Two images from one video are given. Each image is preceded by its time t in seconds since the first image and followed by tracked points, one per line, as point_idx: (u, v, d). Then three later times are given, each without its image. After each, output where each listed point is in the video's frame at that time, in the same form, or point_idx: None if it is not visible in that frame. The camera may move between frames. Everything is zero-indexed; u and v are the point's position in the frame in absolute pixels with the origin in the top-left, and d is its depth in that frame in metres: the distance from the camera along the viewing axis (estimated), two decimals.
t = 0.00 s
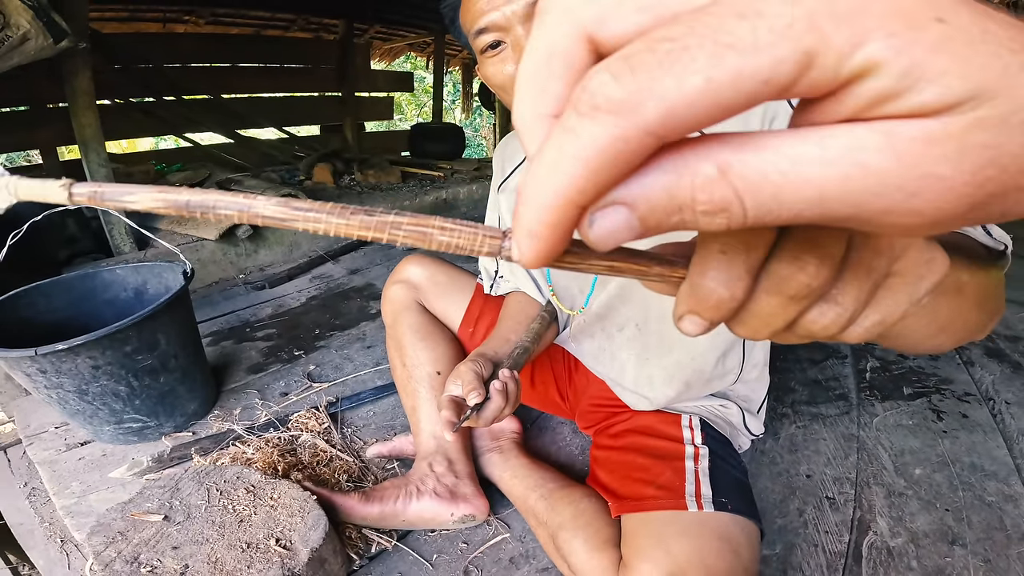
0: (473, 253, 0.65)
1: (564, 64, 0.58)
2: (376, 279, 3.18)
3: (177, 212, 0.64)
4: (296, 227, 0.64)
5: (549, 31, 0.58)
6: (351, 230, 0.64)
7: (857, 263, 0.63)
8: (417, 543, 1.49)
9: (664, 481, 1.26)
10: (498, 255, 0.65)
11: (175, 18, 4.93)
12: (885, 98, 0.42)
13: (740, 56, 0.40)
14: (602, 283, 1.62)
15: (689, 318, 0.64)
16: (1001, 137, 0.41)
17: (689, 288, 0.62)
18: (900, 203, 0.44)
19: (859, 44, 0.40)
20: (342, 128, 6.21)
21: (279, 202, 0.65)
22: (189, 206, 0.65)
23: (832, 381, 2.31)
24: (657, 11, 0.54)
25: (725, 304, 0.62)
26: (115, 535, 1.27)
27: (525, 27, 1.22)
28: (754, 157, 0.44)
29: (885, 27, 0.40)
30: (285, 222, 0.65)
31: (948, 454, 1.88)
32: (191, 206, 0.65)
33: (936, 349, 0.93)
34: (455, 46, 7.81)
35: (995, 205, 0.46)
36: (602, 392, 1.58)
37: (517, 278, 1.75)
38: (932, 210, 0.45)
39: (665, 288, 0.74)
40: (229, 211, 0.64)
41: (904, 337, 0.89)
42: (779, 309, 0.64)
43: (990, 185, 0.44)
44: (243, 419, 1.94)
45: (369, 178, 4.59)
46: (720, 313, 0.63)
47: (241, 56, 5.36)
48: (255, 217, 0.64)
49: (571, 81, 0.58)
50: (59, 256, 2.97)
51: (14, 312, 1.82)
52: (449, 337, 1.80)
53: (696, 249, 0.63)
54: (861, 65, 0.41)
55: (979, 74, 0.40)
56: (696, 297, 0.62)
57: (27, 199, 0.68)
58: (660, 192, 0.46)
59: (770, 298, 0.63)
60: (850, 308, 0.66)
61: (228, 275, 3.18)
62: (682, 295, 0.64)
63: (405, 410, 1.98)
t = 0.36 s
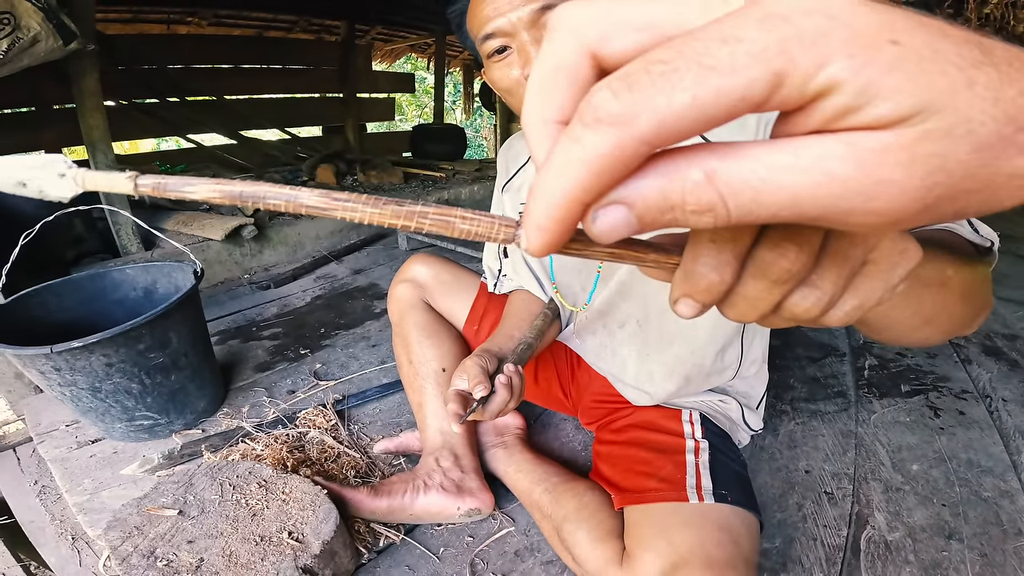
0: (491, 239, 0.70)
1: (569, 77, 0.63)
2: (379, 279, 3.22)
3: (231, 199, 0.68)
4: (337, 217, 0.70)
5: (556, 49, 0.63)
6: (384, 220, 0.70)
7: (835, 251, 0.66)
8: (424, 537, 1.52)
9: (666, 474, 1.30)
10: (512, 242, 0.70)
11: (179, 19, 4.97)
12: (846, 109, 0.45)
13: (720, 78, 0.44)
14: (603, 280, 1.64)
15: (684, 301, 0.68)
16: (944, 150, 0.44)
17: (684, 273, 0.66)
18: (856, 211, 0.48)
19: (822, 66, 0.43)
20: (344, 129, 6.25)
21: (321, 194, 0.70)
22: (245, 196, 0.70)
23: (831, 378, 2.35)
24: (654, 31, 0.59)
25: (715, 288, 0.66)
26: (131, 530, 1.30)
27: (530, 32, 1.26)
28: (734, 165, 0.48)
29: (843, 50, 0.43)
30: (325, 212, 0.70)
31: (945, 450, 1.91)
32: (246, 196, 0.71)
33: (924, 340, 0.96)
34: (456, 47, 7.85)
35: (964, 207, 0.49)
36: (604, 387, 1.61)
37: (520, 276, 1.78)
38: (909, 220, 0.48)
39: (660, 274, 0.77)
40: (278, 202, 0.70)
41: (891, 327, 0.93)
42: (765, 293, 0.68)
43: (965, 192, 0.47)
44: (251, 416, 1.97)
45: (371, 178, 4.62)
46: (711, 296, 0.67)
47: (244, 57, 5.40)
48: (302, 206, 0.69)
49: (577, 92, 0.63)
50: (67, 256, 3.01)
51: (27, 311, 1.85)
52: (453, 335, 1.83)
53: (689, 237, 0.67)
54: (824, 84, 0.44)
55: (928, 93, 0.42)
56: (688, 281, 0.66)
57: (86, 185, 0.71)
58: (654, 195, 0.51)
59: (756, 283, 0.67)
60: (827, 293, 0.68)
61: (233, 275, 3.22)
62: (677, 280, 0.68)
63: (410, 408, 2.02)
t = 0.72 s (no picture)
0: (489, 239, 0.72)
1: (566, 86, 0.65)
2: (381, 279, 3.24)
3: (246, 200, 0.70)
4: (345, 217, 0.72)
5: (552, 56, 0.65)
6: (389, 219, 0.72)
7: (818, 250, 0.68)
8: (425, 534, 1.54)
9: (664, 471, 1.31)
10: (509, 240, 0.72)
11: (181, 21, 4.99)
12: (816, 121, 0.48)
13: (699, 92, 0.47)
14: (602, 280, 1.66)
15: (674, 298, 0.69)
16: (907, 160, 0.47)
17: (673, 271, 0.68)
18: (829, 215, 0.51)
19: (790, 79, 0.47)
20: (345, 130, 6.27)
21: (330, 196, 0.72)
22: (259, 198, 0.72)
23: (829, 377, 2.36)
24: (647, 45, 0.61)
25: (703, 285, 0.68)
26: (138, 527, 1.32)
27: (530, 36, 1.28)
28: (714, 171, 0.50)
29: (810, 67, 0.46)
30: (334, 212, 0.72)
31: (943, 448, 1.93)
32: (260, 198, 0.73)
33: (916, 338, 0.98)
34: (456, 48, 7.87)
35: (942, 208, 0.51)
36: (603, 387, 1.63)
37: (520, 277, 1.80)
38: (885, 218, 0.51)
39: (652, 274, 0.79)
40: (290, 202, 0.72)
41: (882, 325, 0.95)
42: (751, 291, 0.69)
43: (934, 193, 0.50)
44: (254, 416, 1.99)
45: (372, 179, 4.64)
46: (700, 292, 0.68)
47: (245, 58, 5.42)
48: (312, 206, 0.71)
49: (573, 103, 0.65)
50: (70, 257, 3.03)
51: (32, 311, 1.87)
52: (454, 334, 1.85)
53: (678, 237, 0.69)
54: (793, 97, 0.47)
55: (887, 106, 0.46)
56: (678, 278, 0.68)
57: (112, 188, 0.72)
58: (638, 197, 0.53)
59: (743, 280, 0.69)
60: (811, 290, 0.70)
61: (235, 276, 3.24)
62: (667, 277, 0.70)
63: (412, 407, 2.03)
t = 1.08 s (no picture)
0: (499, 245, 0.75)
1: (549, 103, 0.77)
2: (382, 280, 3.25)
3: (264, 207, 0.72)
4: (359, 224, 0.74)
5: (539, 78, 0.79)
6: (402, 225, 0.74)
7: (814, 253, 0.69)
8: (427, 531, 1.56)
9: (664, 469, 1.33)
10: (517, 247, 0.75)
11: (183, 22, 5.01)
12: (704, 86, 0.55)
13: (602, 62, 0.59)
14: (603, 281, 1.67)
15: (676, 300, 0.70)
16: (800, 96, 0.51)
17: (674, 274, 0.69)
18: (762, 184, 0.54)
19: (668, 54, 0.56)
20: (345, 130, 6.28)
21: (345, 203, 0.74)
22: (276, 204, 0.73)
23: (828, 377, 2.38)
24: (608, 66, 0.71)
25: (704, 288, 0.69)
26: (143, 526, 1.34)
27: (532, 39, 1.30)
28: (643, 147, 0.54)
29: (688, 41, 0.55)
30: (349, 219, 0.74)
31: (941, 448, 1.94)
32: (277, 203, 0.75)
33: (910, 338, 0.99)
34: (457, 48, 7.88)
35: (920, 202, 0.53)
36: (604, 386, 1.65)
37: (522, 277, 1.82)
38: (820, 180, 0.54)
39: (654, 278, 0.81)
40: (306, 208, 0.73)
41: (877, 325, 0.97)
42: (750, 293, 0.71)
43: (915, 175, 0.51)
44: (258, 415, 2.01)
45: (373, 180, 4.65)
46: (701, 295, 0.69)
47: (247, 59, 5.44)
48: (327, 213, 0.73)
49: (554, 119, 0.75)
50: (73, 258, 3.04)
51: (36, 312, 1.89)
52: (456, 334, 1.87)
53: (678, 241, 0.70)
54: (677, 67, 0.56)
55: (756, 57, 0.52)
56: (680, 281, 0.69)
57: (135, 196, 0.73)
58: (585, 180, 0.55)
59: (741, 283, 0.70)
60: (809, 292, 0.72)
61: (237, 277, 3.26)
62: (668, 280, 0.71)
63: (413, 406, 2.05)
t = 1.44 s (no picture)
0: (509, 247, 0.77)
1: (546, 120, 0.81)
2: (384, 279, 3.26)
3: (283, 211, 0.73)
4: (375, 226, 0.76)
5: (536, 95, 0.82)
6: (416, 228, 0.76)
7: (813, 253, 0.70)
8: (430, 529, 1.57)
9: (664, 467, 1.34)
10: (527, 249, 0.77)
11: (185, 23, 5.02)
12: (674, 116, 0.58)
13: (580, 99, 0.62)
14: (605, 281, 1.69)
15: (679, 300, 0.72)
16: (757, 124, 0.53)
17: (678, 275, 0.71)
18: (729, 210, 0.56)
19: (637, 86, 0.58)
20: (347, 131, 6.30)
21: (361, 206, 0.76)
22: (294, 207, 0.75)
23: (829, 376, 2.39)
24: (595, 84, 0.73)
25: (707, 288, 0.71)
26: (150, 523, 1.35)
27: (535, 41, 1.31)
28: (620, 185, 0.56)
29: (655, 73, 0.57)
30: (365, 222, 0.76)
31: (940, 447, 1.95)
32: (295, 208, 0.76)
33: (907, 338, 1.01)
34: (458, 48, 7.89)
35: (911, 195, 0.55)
36: (606, 384, 1.66)
37: (525, 277, 1.84)
38: (786, 203, 0.56)
39: (658, 278, 0.82)
40: (323, 212, 0.75)
41: (874, 324, 0.98)
42: (751, 293, 0.72)
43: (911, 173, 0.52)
44: (261, 413, 2.02)
45: (375, 180, 4.66)
46: (704, 295, 0.71)
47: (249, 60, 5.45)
48: (344, 216, 0.75)
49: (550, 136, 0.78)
50: (76, 258, 3.06)
51: (42, 312, 1.91)
52: (458, 333, 1.88)
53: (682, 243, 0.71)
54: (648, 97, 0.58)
55: (716, 86, 0.54)
56: (682, 281, 0.71)
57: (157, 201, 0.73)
58: (571, 222, 0.59)
59: (743, 283, 0.72)
60: (808, 291, 0.73)
61: (239, 276, 3.27)
62: (672, 281, 0.72)
63: (416, 405, 2.06)
